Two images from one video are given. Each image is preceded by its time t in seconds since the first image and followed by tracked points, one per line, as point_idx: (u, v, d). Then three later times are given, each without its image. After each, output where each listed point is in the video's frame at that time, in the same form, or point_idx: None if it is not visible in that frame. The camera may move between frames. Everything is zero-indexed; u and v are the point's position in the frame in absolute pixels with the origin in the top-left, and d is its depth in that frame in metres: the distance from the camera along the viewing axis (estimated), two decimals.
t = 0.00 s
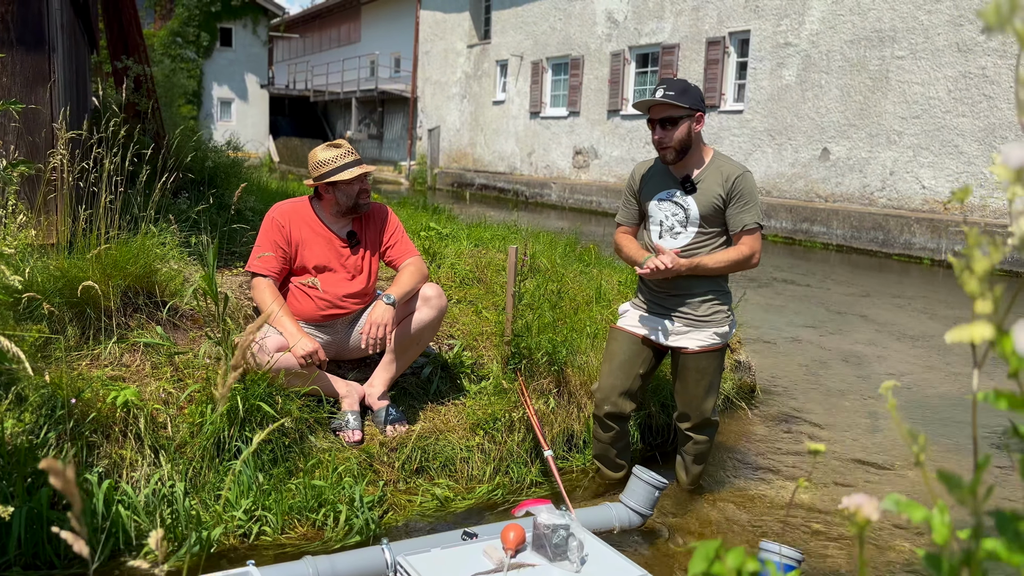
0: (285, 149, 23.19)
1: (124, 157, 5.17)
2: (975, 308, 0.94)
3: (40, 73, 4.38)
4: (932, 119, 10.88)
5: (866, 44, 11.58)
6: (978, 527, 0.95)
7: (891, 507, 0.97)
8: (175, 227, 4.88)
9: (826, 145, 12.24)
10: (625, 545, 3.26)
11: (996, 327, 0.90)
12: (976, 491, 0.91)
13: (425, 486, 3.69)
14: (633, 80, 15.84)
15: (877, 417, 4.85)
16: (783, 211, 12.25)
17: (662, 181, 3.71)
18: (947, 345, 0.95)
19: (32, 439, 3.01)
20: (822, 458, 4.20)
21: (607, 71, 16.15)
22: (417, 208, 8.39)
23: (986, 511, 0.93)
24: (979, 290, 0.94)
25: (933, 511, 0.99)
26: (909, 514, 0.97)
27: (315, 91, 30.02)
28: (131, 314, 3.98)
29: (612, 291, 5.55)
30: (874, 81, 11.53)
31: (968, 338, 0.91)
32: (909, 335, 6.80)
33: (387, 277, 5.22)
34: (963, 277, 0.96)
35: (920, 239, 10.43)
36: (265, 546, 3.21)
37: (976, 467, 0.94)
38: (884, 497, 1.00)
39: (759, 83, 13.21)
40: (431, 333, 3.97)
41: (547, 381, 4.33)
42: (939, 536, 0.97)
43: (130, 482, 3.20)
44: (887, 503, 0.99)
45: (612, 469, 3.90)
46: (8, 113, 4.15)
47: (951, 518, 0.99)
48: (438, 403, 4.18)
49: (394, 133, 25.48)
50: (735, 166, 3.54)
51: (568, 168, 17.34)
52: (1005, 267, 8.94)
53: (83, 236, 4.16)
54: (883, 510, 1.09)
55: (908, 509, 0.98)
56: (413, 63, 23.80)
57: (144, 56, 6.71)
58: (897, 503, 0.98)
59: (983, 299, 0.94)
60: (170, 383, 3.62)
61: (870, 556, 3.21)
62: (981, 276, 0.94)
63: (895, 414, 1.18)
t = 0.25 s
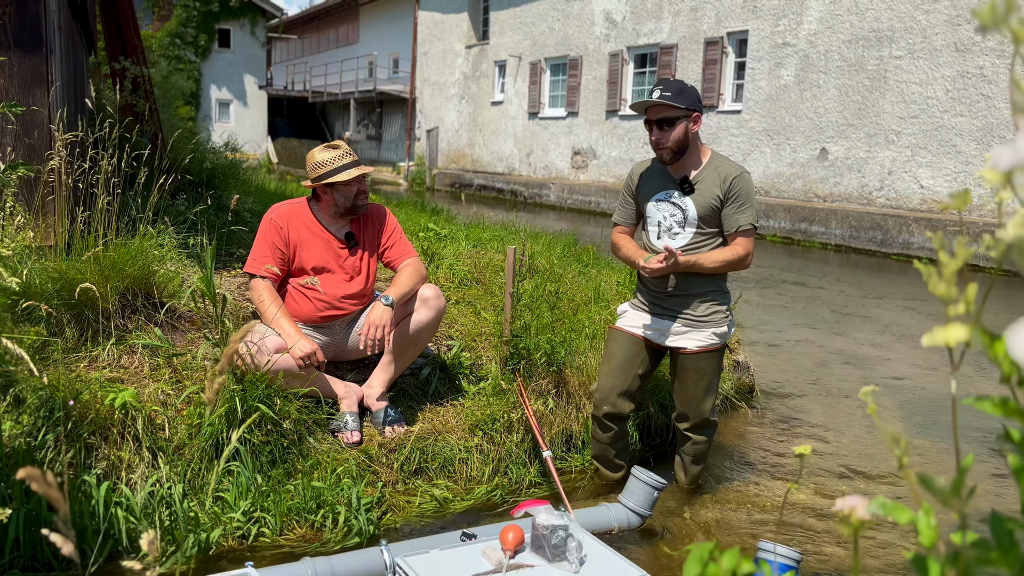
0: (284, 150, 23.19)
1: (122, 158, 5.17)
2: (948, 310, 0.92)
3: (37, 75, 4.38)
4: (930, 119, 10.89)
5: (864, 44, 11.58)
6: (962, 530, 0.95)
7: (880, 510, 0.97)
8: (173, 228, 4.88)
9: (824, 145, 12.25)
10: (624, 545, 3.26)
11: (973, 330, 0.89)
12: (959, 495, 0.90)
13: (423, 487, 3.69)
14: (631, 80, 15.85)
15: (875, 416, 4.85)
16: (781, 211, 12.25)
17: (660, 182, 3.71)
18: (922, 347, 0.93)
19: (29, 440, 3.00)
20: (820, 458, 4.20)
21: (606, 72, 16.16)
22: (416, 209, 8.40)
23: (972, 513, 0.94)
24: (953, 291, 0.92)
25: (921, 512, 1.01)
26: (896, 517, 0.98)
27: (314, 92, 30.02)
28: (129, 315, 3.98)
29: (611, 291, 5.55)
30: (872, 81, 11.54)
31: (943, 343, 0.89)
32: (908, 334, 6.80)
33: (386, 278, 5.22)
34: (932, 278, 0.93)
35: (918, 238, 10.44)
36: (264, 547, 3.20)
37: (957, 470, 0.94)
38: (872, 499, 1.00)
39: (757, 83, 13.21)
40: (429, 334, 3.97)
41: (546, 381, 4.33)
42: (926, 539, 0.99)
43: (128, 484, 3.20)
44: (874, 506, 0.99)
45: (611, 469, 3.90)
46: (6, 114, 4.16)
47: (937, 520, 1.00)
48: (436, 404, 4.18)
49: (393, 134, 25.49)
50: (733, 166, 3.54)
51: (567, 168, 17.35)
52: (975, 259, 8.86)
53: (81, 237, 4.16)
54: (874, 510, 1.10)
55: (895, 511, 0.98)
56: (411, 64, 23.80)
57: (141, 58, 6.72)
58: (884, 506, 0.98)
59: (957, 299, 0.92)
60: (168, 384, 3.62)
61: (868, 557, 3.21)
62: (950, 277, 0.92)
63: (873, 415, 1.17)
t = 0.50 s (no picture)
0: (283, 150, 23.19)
1: (121, 159, 5.17)
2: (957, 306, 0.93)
3: (36, 75, 4.38)
4: (929, 118, 10.89)
5: (863, 43, 11.59)
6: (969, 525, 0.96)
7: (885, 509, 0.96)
8: (172, 228, 4.88)
9: (823, 144, 12.25)
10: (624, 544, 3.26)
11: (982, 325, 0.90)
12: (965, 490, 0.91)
13: (423, 487, 3.69)
14: (630, 80, 15.85)
15: (875, 415, 4.85)
16: (780, 210, 12.26)
17: (659, 182, 3.71)
18: (932, 343, 0.94)
19: (29, 441, 3.00)
20: (820, 457, 4.20)
21: (605, 72, 16.17)
22: (415, 209, 8.40)
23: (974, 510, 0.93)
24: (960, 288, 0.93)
25: (922, 510, 0.99)
26: (900, 516, 0.97)
27: (313, 92, 30.02)
28: (129, 316, 3.98)
29: (610, 291, 5.55)
30: (871, 80, 11.54)
31: (952, 338, 0.90)
32: (907, 333, 6.80)
33: (385, 279, 5.22)
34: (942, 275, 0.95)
35: (918, 237, 10.44)
36: (263, 548, 3.20)
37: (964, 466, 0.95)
38: (875, 498, 1.00)
39: (756, 83, 13.22)
40: (429, 334, 3.96)
41: (545, 381, 4.33)
42: (929, 536, 0.97)
43: (128, 484, 3.20)
44: (878, 504, 0.98)
45: (611, 469, 3.90)
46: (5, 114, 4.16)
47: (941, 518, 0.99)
48: (436, 404, 4.18)
49: (392, 134, 25.49)
50: (731, 165, 3.54)
51: (566, 168, 17.35)
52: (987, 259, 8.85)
53: (81, 238, 4.17)
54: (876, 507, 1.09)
55: (898, 510, 0.98)
56: (410, 64, 23.80)
57: (140, 58, 6.72)
58: (888, 505, 0.97)
59: (965, 294, 0.93)
60: (168, 385, 3.62)
61: (868, 556, 3.22)
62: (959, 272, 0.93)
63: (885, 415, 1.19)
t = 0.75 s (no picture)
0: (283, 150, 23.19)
1: (120, 159, 5.17)
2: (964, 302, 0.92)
3: (35, 76, 4.38)
4: (929, 117, 10.89)
5: (863, 42, 11.59)
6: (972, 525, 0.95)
7: (885, 505, 0.97)
8: (172, 229, 4.88)
9: (823, 143, 12.25)
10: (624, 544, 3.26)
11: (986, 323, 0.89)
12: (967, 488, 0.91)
13: (423, 486, 3.69)
14: (629, 79, 15.85)
15: (875, 414, 4.85)
16: (780, 210, 12.25)
17: (658, 182, 3.71)
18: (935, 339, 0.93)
19: (29, 441, 3.00)
20: (820, 457, 4.20)
21: (604, 71, 16.17)
22: (414, 209, 8.40)
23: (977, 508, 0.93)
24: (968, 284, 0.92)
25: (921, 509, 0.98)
26: (900, 513, 0.98)
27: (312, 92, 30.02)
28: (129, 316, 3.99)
29: (610, 290, 5.55)
30: (870, 79, 11.54)
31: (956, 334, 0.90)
32: (907, 332, 6.80)
33: (384, 278, 5.22)
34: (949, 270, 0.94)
35: (918, 236, 10.44)
36: (263, 547, 3.20)
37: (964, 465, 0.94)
38: (876, 494, 1.00)
39: (756, 82, 13.22)
40: (428, 334, 3.96)
41: (545, 380, 4.33)
42: (930, 534, 0.96)
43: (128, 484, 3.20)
44: (878, 502, 0.98)
45: (611, 468, 3.90)
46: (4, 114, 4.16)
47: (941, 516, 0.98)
48: (436, 403, 4.18)
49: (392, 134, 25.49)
50: (730, 164, 3.54)
51: (565, 167, 17.35)
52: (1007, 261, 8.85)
53: (80, 239, 4.17)
54: (871, 504, 1.09)
55: (899, 508, 0.98)
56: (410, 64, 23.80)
57: (139, 59, 6.72)
58: (888, 502, 0.97)
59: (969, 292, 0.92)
60: (168, 385, 3.62)
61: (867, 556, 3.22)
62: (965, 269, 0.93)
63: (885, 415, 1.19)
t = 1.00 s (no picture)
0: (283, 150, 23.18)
1: (120, 159, 5.17)
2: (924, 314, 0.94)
3: (35, 76, 4.38)
4: (929, 116, 10.89)
5: (863, 41, 11.58)
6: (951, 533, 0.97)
7: (860, 519, 0.98)
8: (172, 229, 4.88)
9: (823, 142, 12.25)
10: (624, 543, 3.26)
11: (947, 334, 0.91)
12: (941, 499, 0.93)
13: (424, 485, 3.69)
14: (629, 78, 15.84)
15: (875, 413, 4.85)
16: (780, 209, 12.25)
17: (658, 181, 3.71)
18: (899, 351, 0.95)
19: (30, 441, 3.00)
20: (820, 456, 4.20)
21: (604, 70, 16.17)
22: (414, 208, 8.40)
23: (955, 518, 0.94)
24: (926, 295, 0.94)
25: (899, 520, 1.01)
26: (877, 526, 0.99)
27: (312, 92, 30.03)
28: (129, 316, 3.98)
29: (610, 289, 5.55)
30: (870, 78, 11.54)
31: (919, 346, 0.91)
32: (907, 331, 6.80)
33: (385, 278, 5.22)
34: (903, 285, 0.96)
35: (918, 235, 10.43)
36: (264, 547, 3.20)
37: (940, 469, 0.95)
38: (854, 509, 1.01)
39: (756, 81, 13.22)
40: (428, 333, 3.97)
41: (545, 379, 4.33)
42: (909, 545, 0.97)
43: (129, 484, 3.20)
44: (854, 517, 1.00)
45: (611, 467, 3.90)
46: (5, 114, 4.16)
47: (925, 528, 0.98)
48: (436, 402, 4.18)
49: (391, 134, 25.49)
50: (729, 163, 3.54)
51: (565, 167, 17.35)
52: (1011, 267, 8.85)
53: (80, 239, 4.16)
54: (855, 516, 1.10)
55: (875, 522, 0.99)
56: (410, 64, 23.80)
57: (140, 59, 6.73)
58: (864, 516, 0.99)
59: (930, 305, 0.93)
60: (168, 384, 3.62)
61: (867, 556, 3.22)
62: (921, 282, 0.95)
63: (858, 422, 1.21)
